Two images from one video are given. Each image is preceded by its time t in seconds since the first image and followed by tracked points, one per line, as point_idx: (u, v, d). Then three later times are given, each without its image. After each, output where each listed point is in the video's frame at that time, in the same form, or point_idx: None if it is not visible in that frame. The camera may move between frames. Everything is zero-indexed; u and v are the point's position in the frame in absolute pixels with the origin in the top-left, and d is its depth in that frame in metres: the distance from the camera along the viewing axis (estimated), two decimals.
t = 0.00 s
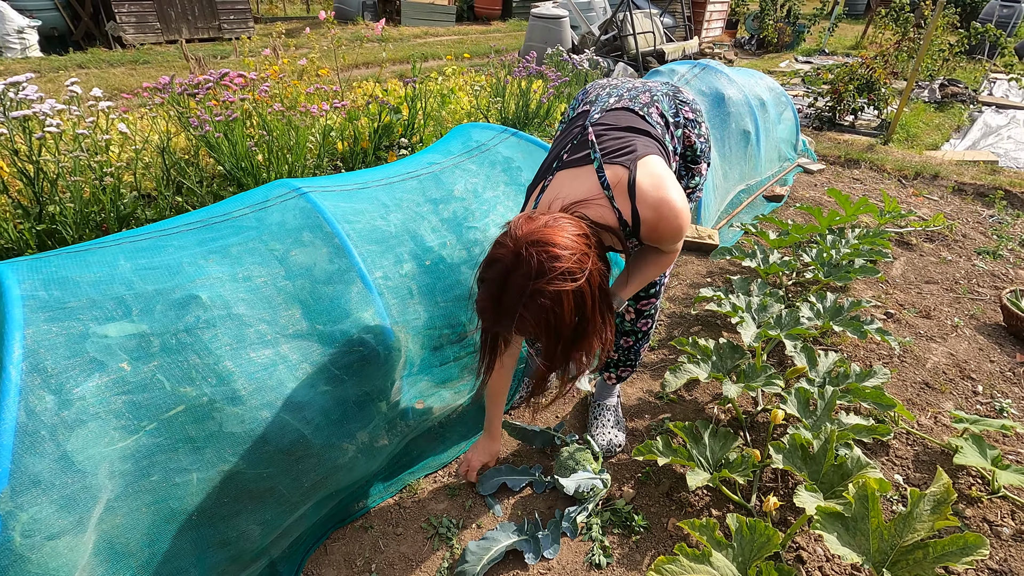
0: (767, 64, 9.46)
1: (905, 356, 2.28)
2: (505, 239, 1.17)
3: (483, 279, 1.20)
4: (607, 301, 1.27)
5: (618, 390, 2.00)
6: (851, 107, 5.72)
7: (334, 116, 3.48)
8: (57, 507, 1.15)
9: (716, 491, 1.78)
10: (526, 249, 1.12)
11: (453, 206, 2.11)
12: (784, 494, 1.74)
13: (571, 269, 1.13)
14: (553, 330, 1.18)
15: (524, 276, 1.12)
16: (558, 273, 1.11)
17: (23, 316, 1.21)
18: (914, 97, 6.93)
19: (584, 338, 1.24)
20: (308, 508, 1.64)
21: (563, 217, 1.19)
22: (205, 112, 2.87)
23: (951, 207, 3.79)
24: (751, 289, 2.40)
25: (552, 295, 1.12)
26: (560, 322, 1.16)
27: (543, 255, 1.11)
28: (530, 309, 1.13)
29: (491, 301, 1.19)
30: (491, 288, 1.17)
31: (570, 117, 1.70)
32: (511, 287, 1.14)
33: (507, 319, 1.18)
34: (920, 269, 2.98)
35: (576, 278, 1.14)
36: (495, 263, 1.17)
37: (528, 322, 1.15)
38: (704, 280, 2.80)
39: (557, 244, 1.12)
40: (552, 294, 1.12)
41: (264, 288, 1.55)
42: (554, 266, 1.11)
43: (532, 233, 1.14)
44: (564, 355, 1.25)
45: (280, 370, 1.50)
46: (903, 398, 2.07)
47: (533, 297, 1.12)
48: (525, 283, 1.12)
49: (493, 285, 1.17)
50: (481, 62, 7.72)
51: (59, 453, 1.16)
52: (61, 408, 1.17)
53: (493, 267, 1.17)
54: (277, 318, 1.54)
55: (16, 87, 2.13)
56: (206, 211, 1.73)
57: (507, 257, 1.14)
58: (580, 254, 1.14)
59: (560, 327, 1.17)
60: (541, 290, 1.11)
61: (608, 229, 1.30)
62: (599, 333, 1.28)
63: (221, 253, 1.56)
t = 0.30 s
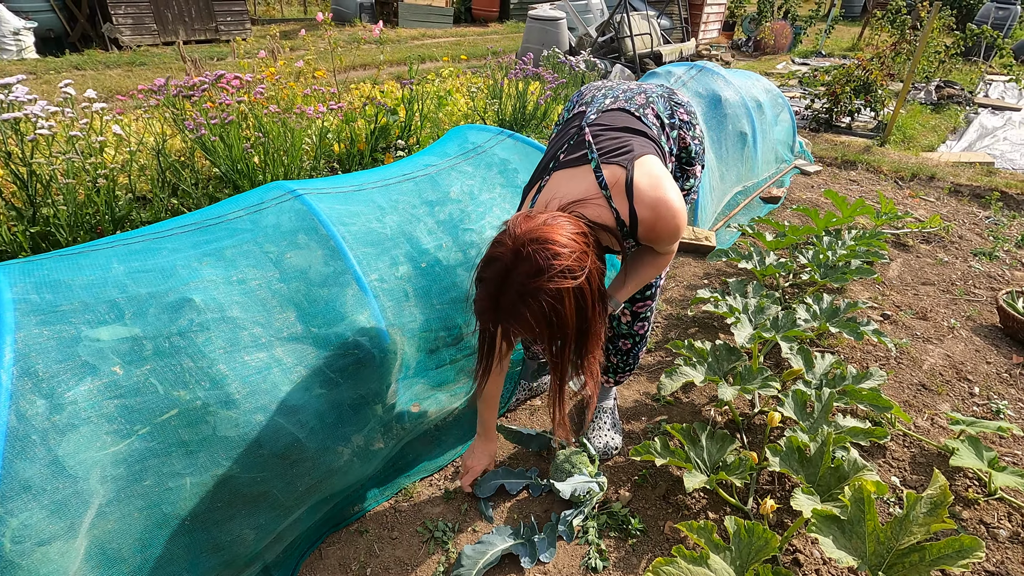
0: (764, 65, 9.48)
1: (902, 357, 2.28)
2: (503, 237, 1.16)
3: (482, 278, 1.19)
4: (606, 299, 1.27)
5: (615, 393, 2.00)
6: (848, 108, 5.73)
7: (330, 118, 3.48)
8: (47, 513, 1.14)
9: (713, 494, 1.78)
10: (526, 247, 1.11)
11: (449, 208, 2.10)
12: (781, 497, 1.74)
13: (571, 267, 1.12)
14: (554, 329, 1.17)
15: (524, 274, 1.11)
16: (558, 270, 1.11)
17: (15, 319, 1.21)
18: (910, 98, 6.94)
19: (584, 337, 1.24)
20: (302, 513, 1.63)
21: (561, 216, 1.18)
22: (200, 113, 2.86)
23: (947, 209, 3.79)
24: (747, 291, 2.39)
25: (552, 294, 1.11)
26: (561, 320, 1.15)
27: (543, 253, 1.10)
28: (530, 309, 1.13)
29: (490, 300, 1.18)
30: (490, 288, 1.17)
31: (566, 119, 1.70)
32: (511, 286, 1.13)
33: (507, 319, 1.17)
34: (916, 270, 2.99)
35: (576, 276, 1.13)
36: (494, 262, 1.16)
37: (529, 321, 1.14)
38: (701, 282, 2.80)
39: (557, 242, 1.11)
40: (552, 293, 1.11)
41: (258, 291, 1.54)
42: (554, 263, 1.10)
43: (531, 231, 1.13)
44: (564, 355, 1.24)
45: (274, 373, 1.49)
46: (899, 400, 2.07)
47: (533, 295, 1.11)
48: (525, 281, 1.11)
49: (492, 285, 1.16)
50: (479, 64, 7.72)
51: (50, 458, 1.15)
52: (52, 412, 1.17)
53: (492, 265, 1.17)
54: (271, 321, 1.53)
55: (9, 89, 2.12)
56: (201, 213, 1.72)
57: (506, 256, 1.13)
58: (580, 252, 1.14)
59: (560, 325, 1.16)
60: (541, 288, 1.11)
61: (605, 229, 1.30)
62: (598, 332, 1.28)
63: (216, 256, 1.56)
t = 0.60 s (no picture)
0: (761, 67, 9.50)
1: (899, 360, 2.28)
2: (513, 225, 1.16)
3: (491, 268, 1.19)
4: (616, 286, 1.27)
5: (612, 396, 2.00)
6: (845, 111, 5.75)
7: (328, 121, 3.48)
8: (45, 519, 1.14)
9: (712, 497, 1.78)
10: (538, 233, 1.11)
11: (447, 212, 2.11)
12: (779, 500, 1.74)
13: (585, 252, 1.11)
14: (566, 317, 1.17)
15: (536, 261, 1.11)
16: (571, 256, 1.10)
17: (12, 325, 1.21)
18: (907, 100, 6.96)
19: (594, 326, 1.23)
20: (301, 517, 1.62)
21: (569, 202, 1.18)
22: (198, 117, 2.86)
23: (944, 211, 3.81)
24: (745, 294, 2.40)
25: (565, 279, 1.11)
26: (573, 308, 1.15)
27: (556, 239, 1.10)
28: (542, 296, 1.12)
29: (501, 289, 1.17)
30: (501, 276, 1.16)
31: (566, 112, 1.69)
32: (523, 273, 1.12)
33: (519, 307, 1.16)
34: (914, 272, 2.99)
35: (589, 262, 1.13)
36: (505, 249, 1.15)
37: (541, 309, 1.14)
38: (699, 284, 2.80)
39: (569, 228, 1.11)
40: (566, 279, 1.11)
41: (257, 295, 1.54)
42: (567, 249, 1.10)
43: (543, 217, 1.13)
44: (577, 343, 1.24)
45: (272, 378, 1.49)
46: (897, 402, 2.07)
47: (546, 282, 1.11)
48: (538, 267, 1.11)
49: (502, 272, 1.16)
50: (477, 66, 7.73)
51: (48, 464, 1.15)
52: (49, 418, 1.17)
53: (502, 253, 1.16)
54: (270, 326, 1.53)
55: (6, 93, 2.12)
56: (199, 218, 1.72)
57: (518, 243, 1.13)
58: (592, 237, 1.13)
59: (573, 313, 1.16)
60: (554, 275, 1.10)
61: (614, 219, 1.29)
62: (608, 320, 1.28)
63: (214, 260, 1.56)
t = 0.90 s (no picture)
0: (758, 69, 9.53)
1: (898, 362, 2.29)
2: (530, 230, 1.16)
3: (512, 276, 1.19)
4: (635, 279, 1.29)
5: (612, 398, 2.01)
6: (843, 112, 5.76)
7: (327, 125, 3.49)
8: (48, 525, 1.15)
9: (711, 499, 1.79)
10: (557, 237, 1.12)
11: (447, 216, 2.11)
12: (778, 502, 1.75)
13: (605, 248, 1.13)
14: (591, 316, 1.18)
15: (560, 264, 1.12)
16: (594, 255, 1.12)
17: (14, 331, 1.21)
18: (905, 101, 6.98)
19: (620, 322, 1.25)
20: (302, 521, 1.63)
21: (581, 201, 1.19)
22: (198, 121, 2.86)
23: (942, 212, 3.82)
24: (744, 297, 2.40)
25: (590, 279, 1.12)
26: (599, 306, 1.17)
27: (576, 241, 1.11)
28: (568, 298, 1.14)
29: (525, 295, 1.19)
30: (525, 283, 1.17)
31: (567, 111, 1.70)
32: (546, 278, 1.14)
33: (547, 311, 1.17)
34: (911, 274, 3.00)
35: (612, 259, 1.14)
36: (526, 256, 1.16)
37: (569, 311, 1.15)
38: (698, 287, 2.81)
39: (588, 228, 1.12)
40: (591, 278, 1.12)
41: (258, 300, 1.55)
42: (588, 248, 1.11)
43: (560, 220, 1.13)
44: (605, 339, 1.26)
45: (274, 383, 1.49)
46: (895, 404, 2.08)
47: (571, 284, 1.12)
48: (561, 270, 1.12)
49: (525, 279, 1.17)
50: (475, 69, 7.74)
51: (51, 470, 1.15)
52: (52, 425, 1.17)
53: (523, 261, 1.16)
54: (271, 330, 1.53)
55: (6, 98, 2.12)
56: (200, 223, 1.73)
57: (538, 248, 1.14)
58: (612, 234, 1.15)
59: (599, 312, 1.17)
60: (578, 276, 1.12)
61: (630, 220, 1.31)
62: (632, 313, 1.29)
63: (215, 265, 1.56)
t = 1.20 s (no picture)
0: (757, 70, 9.54)
1: (897, 362, 2.29)
2: (559, 231, 1.15)
3: (542, 277, 1.18)
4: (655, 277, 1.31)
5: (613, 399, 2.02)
6: (841, 113, 5.76)
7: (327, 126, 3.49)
8: (48, 527, 1.15)
9: (712, 500, 1.79)
10: (591, 236, 1.12)
11: (447, 217, 2.12)
12: (778, 502, 1.75)
13: (637, 247, 1.14)
14: (623, 315, 1.19)
15: (595, 264, 1.12)
16: (627, 254, 1.13)
17: (14, 334, 1.21)
18: (903, 102, 6.99)
19: (646, 317, 1.27)
20: (303, 523, 1.63)
21: (605, 200, 1.20)
22: (197, 123, 2.87)
23: (940, 212, 3.82)
24: (743, 297, 2.40)
25: (623, 278, 1.13)
26: (630, 303, 1.18)
27: (610, 240, 1.12)
28: (602, 296, 1.15)
29: (557, 295, 1.18)
30: (557, 283, 1.16)
31: (569, 112, 1.70)
32: (580, 277, 1.14)
33: (581, 311, 1.17)
34: (911, 274, 3.00)
35: (642, 256, 1.16)
36: (557, 257, 1.14)
37: (603, 309, 1.16)
38: (697, 287, 2.81)
39: (619, 226, 1.13)
40: (624, 277, 1.13)
41: (258, 301, 1.55)
42: (621, 248, 1.12)
43: (592, 219, 1.13)
44: (632, 337, 1.27)
45: (274, 384, 1.49)
46: (895, 404, 2.08)
47: (606, 282, 1.13)
48: (596, 270, 1.12)
49: (557, 280, 1.16)
50: (474, 70, 7.75)
51: (51, 472, 1.16)
52: (52, 426, 1.17)
53: (554, 262, 1.15)
54: (271, 332, 1.54)
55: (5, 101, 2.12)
56: (200, 225, 1.73)
57: (571, 249, 1.13)
58: (640, 231, 1.16)
59: (631, 309, 1.19)
60: (613, 276, 1.13)
61: (650, 219, 1.33)
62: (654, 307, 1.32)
63: (216, 267, 1.56)
